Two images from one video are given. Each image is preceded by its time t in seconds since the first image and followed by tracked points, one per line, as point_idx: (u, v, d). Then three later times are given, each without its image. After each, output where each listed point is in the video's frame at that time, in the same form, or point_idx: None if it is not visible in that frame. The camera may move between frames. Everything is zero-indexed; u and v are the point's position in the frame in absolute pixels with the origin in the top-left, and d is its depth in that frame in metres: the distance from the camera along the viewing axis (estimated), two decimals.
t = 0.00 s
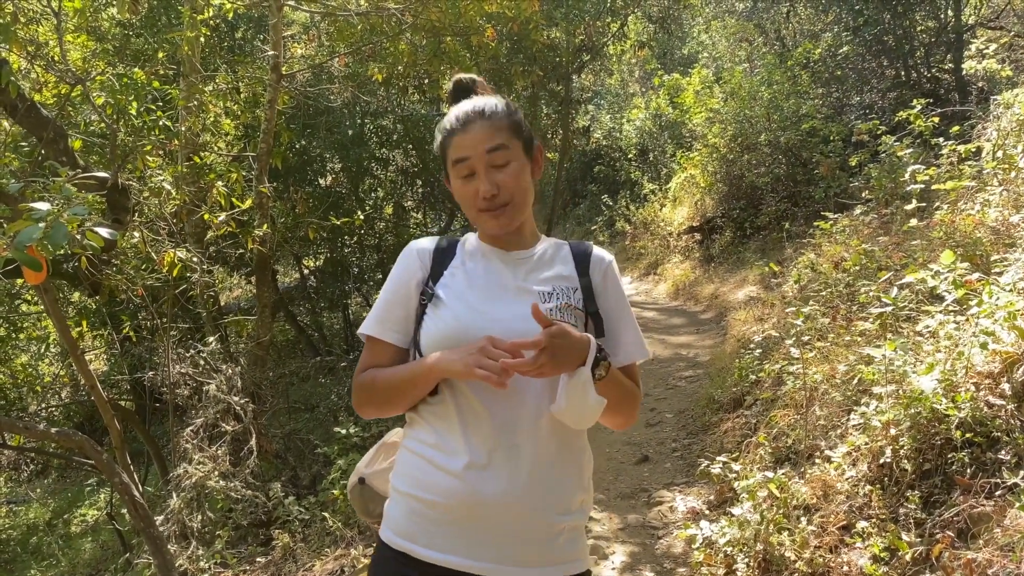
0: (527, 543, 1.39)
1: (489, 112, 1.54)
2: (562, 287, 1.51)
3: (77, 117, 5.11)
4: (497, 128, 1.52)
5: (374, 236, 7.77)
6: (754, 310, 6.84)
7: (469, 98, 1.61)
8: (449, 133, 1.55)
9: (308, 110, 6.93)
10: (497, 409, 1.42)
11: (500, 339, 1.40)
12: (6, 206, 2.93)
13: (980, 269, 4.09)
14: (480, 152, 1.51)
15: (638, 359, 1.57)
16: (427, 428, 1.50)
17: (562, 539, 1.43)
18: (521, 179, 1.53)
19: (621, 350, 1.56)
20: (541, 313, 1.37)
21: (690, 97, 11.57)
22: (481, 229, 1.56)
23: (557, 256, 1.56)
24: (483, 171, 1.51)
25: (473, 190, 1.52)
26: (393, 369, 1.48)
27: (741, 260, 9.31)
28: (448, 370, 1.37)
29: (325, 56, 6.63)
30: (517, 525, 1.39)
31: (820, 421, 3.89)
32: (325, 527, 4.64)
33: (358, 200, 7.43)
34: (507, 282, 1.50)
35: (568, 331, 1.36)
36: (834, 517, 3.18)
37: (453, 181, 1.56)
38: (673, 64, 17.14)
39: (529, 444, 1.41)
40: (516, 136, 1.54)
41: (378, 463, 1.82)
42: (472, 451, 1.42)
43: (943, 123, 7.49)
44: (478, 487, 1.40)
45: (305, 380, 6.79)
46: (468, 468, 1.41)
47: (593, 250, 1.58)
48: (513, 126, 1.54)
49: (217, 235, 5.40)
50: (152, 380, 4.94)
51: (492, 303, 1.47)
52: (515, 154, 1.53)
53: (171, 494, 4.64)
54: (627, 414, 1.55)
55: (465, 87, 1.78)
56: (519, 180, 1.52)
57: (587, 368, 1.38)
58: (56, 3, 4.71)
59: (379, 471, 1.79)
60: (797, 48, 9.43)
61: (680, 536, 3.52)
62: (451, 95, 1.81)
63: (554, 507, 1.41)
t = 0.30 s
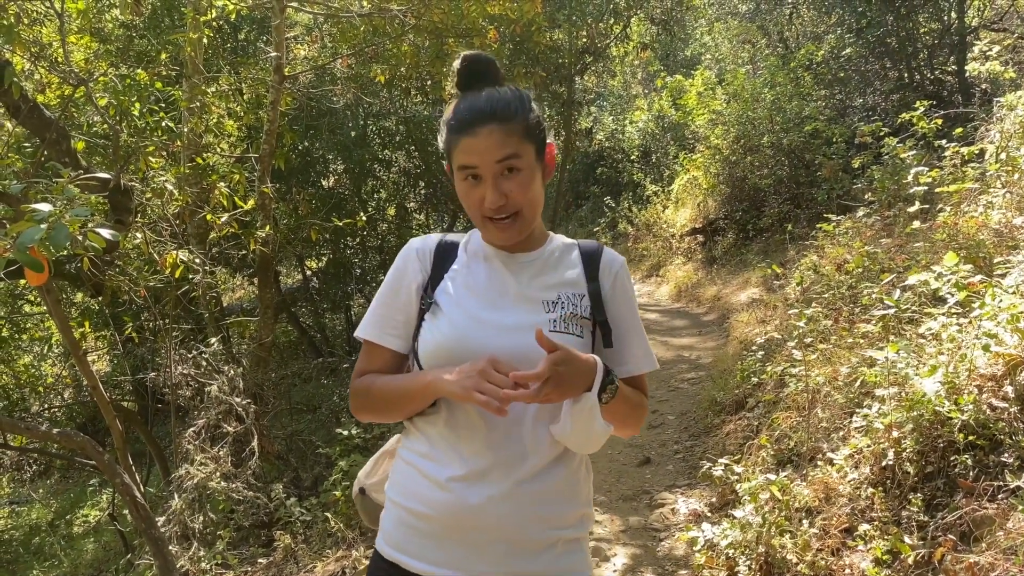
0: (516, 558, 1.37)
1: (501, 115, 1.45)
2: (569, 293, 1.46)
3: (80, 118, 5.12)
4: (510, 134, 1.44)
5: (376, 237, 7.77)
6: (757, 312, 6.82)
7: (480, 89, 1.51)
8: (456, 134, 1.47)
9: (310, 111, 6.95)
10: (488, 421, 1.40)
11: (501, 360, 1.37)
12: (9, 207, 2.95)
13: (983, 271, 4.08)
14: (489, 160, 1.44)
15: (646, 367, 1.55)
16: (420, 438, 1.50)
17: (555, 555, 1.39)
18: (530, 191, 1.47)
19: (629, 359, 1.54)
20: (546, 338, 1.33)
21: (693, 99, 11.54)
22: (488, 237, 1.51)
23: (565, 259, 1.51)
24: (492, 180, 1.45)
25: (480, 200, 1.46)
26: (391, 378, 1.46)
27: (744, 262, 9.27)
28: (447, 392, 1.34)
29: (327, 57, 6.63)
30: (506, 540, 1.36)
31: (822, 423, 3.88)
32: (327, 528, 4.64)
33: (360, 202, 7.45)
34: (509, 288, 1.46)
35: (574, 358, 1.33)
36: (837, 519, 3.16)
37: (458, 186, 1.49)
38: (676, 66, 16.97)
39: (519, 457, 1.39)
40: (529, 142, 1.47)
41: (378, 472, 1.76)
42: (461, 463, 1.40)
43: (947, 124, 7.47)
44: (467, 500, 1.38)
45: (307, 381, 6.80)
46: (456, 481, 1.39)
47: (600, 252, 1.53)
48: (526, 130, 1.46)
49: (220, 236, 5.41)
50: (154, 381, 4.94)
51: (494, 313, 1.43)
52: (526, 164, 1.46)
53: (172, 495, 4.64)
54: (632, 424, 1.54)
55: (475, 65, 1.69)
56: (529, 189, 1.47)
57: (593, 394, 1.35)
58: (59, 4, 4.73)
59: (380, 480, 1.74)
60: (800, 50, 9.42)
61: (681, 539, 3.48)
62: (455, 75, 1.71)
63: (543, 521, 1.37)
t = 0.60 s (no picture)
0: None
1: (529, 103, 1.41)
2: (601, 301, 1.42)
3: (83, 120, 5.15)
4: (537, 125, 1.40)
5: (378, 238, 7.79)
6: (759, 314, 6.78)
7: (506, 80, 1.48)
8: (482, 125, 1.43)
9: (312, 113, 6.96)
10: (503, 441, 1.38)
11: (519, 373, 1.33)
12: (12, 208, 2.96)
13: (985, 273, 4.07)
14: (516, 152, 1.40)
15: (691, 379, 1.45)
16: (439, 456, 1.49)
17: None
18: (560, 183, 1.43)
19: (673, 373, 1.45)
20: (565, 349, 1.26)
21: (695, 100, 11.49)
22: (516, 234, 1.48)
23: (599, 263, 1.47)
24: (519, 173, 1.41)
25: (507, 193, 1.43)
26: (412, 390, 1.46)
27: (746, 263, 9.22)
28: (462, 405, 1.32)
29: (330, 59, 6.65)
30: (521, 566, 1.34)
31: (823, 425, 3.87)
32: (328, 530, 4.64)
33: (362, 203, 7.48)
34: (536, 296, 1.43)
35: (595, 370, 1.27)
36: (838, 522, 3.15)
37: (485, 179, 1.46)
38: (679, 66, 16.81)
39: (535, 479, 1.36)
40: (558, 131, 1.43)
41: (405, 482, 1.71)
42: (476, 483, 1.39)
43: (949, 126, 7.45)
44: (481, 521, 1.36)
45: (309, 382, 6.81)
46: (472, 503, 1.38)
47: (638, 255, 1.47)
48: (555, 120, 1.43)
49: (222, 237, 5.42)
50: (156, 382, 4.94)
51: (520, 322, 1.40)
52: (556, 155, 1.42)
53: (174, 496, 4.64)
54: (673, 443, 1.45)
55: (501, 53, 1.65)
56: (558, 183, 1.42)
57: (617, 410, 1.28)
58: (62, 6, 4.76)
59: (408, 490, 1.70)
60: (803, 51, 9.42)
61: (680, 539, 3.38)
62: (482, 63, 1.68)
63: (562, 547, 1.34)
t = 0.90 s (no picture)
0: None
1: (599, 79, 1.43)
2: (645, 298, 1.40)
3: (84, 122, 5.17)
4: (604, 101, 1.42)
5: (379, 240, 7.81)
6: (760, 314, 6.63)
7: (579, 57, 1.51)
8: (548, 96, 1.45)
9: (313, 114, 6.97)
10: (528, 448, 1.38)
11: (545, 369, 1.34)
12: (14, 209, 2.97)
13: (986, 274, 4.07)
14: (578, 125, 1.42)
15: (743, 392, 1.39)
16: (470, 464, 1.50)
17: None
18: (619, 164, 1.42)
19: (722, 383, 1.40)
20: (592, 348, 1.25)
21: (695, 100, 11.45)
22: (564, 214, 1.48)
23: (649, 257, 1.46)
24: (578, 148, 1.42)
25: (563, 166, 1.43)
26: (443, 378, 1.51)
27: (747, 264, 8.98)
28: (485, 398, 1.35)
29: (331, 60, 6.66)
30: None
31: (824, 426, 3.87)
32: (329, 531, 4.63)
33: (364, 205, 7.50)
34: (575, 289, 1.45)
35: (622, 373, 1.24)
36: (839, 523, 3.15)
37: (542, 153, 1.47)
38: (679, 67, 16.83)
39: (560, 488, 1.35)
40: (624, 112, 1.44)
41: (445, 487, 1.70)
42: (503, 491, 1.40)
43: (950, 127, 7.45)
44: (505, 529, 1.36)
45: (311, 384, 6.82)
46: (499, 511, 1.38)
47: (694, 252, 1.42)
48: (622, 99, 1.44)
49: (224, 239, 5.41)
50: (158, 383, 4.94)
51: (555, 315, 1.42)
52: (618, 135, 1.43)
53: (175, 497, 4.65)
54: (720, 460, 1.38)
55: (572, 32, 1.72)
56: (615, 163, 1.42)
57: (646, 416, 1.25)
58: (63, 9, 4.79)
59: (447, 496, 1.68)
60: (804, 52, 9.42)
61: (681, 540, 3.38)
62: (554, 45, 1.73)
63: (590, 558, 1.31)
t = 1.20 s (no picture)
0: None
1: (639, 71, 1.44)
2: (680, 296, 1.39)
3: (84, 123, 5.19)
4: (644, 94, 1.42)
5: (380, 241, 7.82)
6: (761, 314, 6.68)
7: (618, 49, 1.52)
8: (587, 87, 1.46)
9: (314, 115, 6.97)
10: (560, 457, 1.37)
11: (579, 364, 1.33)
12: (15, 211, 2.98)
13: (986, 274, 4.07)
14: (616, 118, 1.42)
15: (784, 396, 1.36)
16: (499, 472, 1.49)
17: None
18: (657, 158, 1.42)
19: (763, 388, 1.37)
20: (634, 346, 1.22)
21: (695, 100, 11.45)
22: (599, 209, 1.48)
23: (685, 256, 1.45)
24: (616, 142, 1.43)
25: (600, 159, 1.43)
26: (475, 379, 1.53)
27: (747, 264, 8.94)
28: (515, 396, 1.35)
29: (331, 61, 6.66)
30: None
31: (825, 426, 3.85)
32: (331, 532, 4.62)
33: (365, 206, 7.50)
34: (607, 287, 1.44)
35: (662, 375, 1.22)
36: (840, 523, 3.13)
37: (579, 146, 1.47)
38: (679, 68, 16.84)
39: (592, 493, 1.33)
40: (664, 105, 1.44)
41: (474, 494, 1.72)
42: (534, 500, 1.39)
43: (951, 127, 7.46)
44: (537, 539, 1.35)
45: (312, 385, 6.81)
46: (531, 517, 1.37)
47: (731, 251, 1.40)
48: (662, 93, 1.44)
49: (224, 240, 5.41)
50: (159, 385, 4.94)
51: (587, 313, 1.42)
52: (657, 128, 1.43)
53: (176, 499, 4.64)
54: (761, 467, 1.36)
55: (614, 29, 1.75)
56: (653, 158, 1.41)
57: (682, 424, 1.23)
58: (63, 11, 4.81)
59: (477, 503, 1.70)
60: (804, 52, 9.42)
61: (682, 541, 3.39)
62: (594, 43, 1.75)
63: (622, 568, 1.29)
